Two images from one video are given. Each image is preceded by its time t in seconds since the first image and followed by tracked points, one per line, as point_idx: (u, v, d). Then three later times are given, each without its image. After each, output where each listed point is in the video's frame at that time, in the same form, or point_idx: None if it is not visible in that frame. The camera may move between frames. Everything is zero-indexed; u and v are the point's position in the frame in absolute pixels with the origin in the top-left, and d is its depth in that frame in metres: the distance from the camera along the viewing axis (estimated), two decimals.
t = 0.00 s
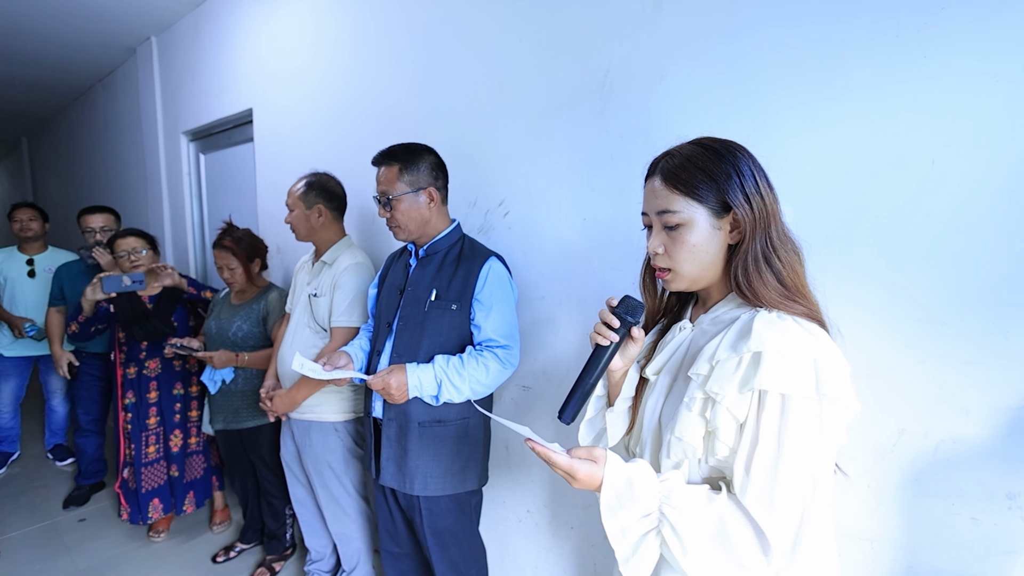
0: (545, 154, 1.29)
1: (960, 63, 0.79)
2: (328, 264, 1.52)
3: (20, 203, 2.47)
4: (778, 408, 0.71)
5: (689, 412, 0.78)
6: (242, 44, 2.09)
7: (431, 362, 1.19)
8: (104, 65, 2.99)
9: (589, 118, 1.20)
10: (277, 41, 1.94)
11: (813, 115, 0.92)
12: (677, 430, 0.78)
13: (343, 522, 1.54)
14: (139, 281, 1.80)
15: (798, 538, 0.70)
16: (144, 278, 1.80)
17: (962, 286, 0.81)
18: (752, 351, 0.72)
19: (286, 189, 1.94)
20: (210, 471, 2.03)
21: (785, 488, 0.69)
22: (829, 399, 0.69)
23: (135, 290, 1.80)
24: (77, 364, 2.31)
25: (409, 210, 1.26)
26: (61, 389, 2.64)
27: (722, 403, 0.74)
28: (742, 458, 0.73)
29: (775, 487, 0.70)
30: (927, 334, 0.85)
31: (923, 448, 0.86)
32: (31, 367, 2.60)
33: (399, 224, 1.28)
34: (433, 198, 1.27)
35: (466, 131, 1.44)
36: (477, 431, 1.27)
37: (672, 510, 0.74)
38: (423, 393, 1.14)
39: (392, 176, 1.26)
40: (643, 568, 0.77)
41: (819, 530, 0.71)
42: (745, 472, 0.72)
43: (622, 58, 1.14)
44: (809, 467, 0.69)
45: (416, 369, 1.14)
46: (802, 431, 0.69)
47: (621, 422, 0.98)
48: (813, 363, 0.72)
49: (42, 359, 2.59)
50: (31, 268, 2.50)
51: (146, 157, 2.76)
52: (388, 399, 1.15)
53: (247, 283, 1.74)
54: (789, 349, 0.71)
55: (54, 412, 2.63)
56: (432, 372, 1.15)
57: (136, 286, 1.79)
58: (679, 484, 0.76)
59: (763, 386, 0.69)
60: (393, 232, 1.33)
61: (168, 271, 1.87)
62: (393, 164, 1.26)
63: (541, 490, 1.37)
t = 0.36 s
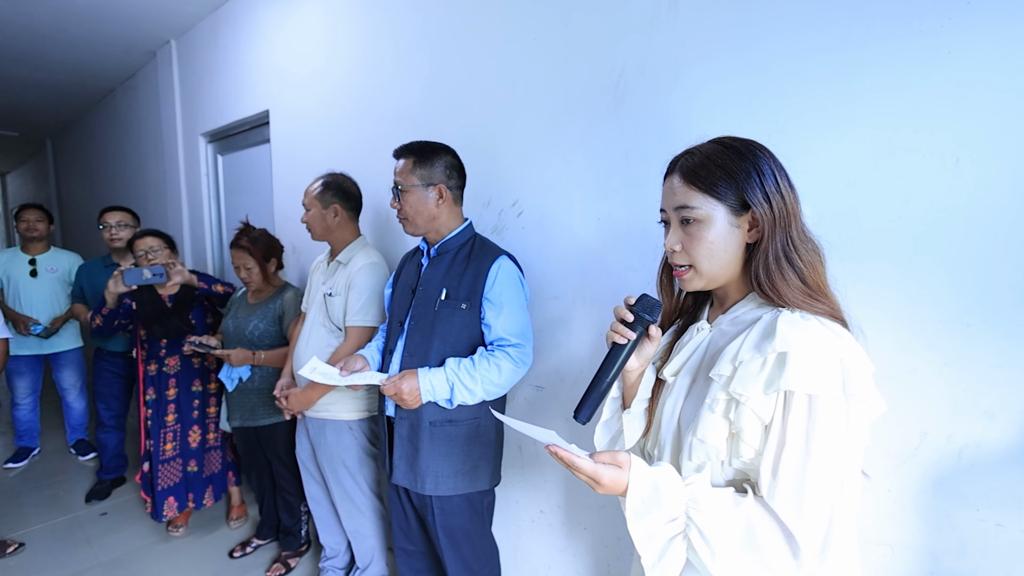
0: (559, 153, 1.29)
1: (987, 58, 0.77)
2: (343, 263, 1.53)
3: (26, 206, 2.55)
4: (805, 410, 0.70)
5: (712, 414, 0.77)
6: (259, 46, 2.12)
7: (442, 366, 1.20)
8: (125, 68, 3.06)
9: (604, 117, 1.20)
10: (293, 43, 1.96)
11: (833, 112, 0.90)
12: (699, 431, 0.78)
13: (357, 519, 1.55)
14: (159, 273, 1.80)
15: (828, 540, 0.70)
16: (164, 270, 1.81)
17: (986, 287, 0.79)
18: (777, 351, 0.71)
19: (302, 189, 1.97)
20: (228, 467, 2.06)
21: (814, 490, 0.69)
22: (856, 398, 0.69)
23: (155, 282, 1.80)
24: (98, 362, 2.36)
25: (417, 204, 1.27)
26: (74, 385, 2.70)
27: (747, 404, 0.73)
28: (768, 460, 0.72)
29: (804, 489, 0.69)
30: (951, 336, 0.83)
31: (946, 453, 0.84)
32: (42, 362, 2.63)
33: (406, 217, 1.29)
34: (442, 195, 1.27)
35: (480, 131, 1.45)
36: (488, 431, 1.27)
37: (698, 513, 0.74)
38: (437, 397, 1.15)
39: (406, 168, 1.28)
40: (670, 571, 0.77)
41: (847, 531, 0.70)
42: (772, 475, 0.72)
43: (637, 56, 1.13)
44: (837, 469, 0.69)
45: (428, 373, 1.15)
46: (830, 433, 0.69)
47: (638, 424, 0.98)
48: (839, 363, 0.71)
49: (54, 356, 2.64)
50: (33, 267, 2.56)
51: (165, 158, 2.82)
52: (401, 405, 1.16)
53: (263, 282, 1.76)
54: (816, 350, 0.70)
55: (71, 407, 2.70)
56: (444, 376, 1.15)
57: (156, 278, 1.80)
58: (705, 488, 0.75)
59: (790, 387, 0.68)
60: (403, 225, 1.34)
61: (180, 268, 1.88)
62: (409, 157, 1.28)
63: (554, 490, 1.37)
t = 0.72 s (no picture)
0: (573, 152, 1.28)
1: (1014, 52, 0.75)
2: (357, 263, 1.54)
3: (30, 207, 2.59)
4: (821, 410, 0.69)
5: (727, 414, 0.76)
6: (275, 48, 2.14)
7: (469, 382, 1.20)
8: (145, 72, 3.12)
9: (619, 116, 1.19)
10: (309, 45, 1.98)
11: (853, 110, 0.89)
12: (715, 432, 0.77)
13: (370, 516, 1.56)
14: (178, 267, 1.83)
15: (842, 542, 0.68)
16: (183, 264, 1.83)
17: (1012, 287, 0.77)
18: (794, 353, 0.70)
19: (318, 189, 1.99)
20: (244, 464, 2.07)
21: (829, 491, 0.68)
22: (875, 401, 0.68)
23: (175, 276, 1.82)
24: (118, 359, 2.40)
25: (429, 199, 1.28)
26: (89, 379, 2.75)
27: (763, 405, 0.72)
28: (783, 461, 0.72)
29: (820, 490, 0.68)
30: (975, 337, 0.81)
31: (970, 456, 0.82)
32: (57, 357, 2.68)
33: (417, 210, 1.30)
34: (454, 192, 1.27)
35: (494, 131, 1.45)
36: (499, 430, 1.27)
37: (712, 511, 0.73)
38: (472, 414, 1.17)
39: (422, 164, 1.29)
40: (682, 569, 0.77)
41: (863, 533, 0.69)
42: (786, 475, 0.71)
43: (652, 55, 1.12)
44: (853, 471, 0.68)
45: (458, 395, 1.16)
46: (847, 434, 0.68)
47: (654, 424, 0.98)
48: (858, 364, 0.70)
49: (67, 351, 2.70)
50: (39, 267, 2.61)
51: (184, 159, 2.87)
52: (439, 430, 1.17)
53: (279, 281, 1.78)
54: (833, 351, 0.69)
55: (88, 401, 2.76)
56: (474, 393, 1.16)
57: (175, 272, 1.82)
58: (720, 486, 0.74)
59: (806, 389, 0.67)
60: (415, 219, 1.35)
61: (197, 263, 1.91)
62: (426, 152, 1.29)
63: (567, 490, 1.37)
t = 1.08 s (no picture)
0: (587, 152, 1.28)
1: None
2: (371, 263, 1.55)
3: (59, 208, 2.64)
4: (838, 410, 0.68)
5: (742, 414, 0.76)
6: (290, 51, 2.17)
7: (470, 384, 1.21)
8: (163, 75, 3.18)
9: (633, 116, 1.19)
10: (323, 47, 2.00)
11: (874, 106, 0.88)
12: (730, 432, 0.76)
13: (384, 515, 1.57)
14: (194, 266, 1.86)
15: (859, 544, 0.67)
16: (199, 263, 1.86)
17: None
18: (810, 353, 0.69)
19: (332, 190, 2.01)
20: (259, 464, 2.08)
21: (846, 493, 0.67)
22: (894, 401, 0.66)
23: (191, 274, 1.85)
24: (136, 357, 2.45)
25: (440, 195, 1.29)
26: (112, 377, 2.81)
27: (778, 405, 0.71)
28: (799, 461, 0.71)
29: (836, 491, 0.67)
30: (1001, 339, 0.79)
31: (995, 461, 0.81)
32: (81, 356, 2.74)
33: (432, 207, 1.32)
34: (467, 191, 1.27)
35: (507, 131, 1.45)
36: (511, 431, 1.27)
37: (726, 509, 0.72)
38: (468, 417, 1.16)
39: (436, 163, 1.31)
40: (694, 567, 0.76)
41: (881, 534, 0.68)
42: (801, 475, 0.70)
43: (667, 53, 1.12)
44: (872, 473, 0.66)
45: (455, 396, 1.16)
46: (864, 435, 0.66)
47: (670, 424, 0.97)
48: (876, 364, 0.68)
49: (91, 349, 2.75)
50: (72, 264, 2.68)
51: (201, 161, 2.91)
52: (435, 427, 1.19)
53: (294, 281, 1.80)
54: (852, 351, 0.67)
55: (106, 398, 2.81)
56: (472, 396, 1.16)
57: (191, 270, 1.85)
58: (734, 485, 0.73)
59: (823, 389, 0.66)
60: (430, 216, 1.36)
61: (214, 261, 1.93)
62: (444, 150, 1.30)
63: (581, 491, 1.36)
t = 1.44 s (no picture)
0: (602, 150, 1.27)
1: None
2: (385, 262, 1.56)
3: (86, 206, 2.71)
4: (864, 412, 0.66)
5: (764, 415, 0.74)
6: (305, 52, 2.19)
7: (481, 383, 1.20)
8: (181, 77, 3.23)
9: (650, 113, 1.17)
10: (338, 47, 2.01)
11: (898, 102, 0.85)
12: (750, 432, 0.74)
13: (397, 514, 1.57)
14: (212, 264, 1.88)
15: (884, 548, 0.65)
16: (217, 261, 1.88)
17: None
18: (836, 353, 0.68)
19: (347, 190, 2.02)
20: (272, 461, 2.11)
21: (872, 496, 0.65)
22: (923, 404, 0.64)
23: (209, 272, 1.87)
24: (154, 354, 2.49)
25: (457, 192, 1.28)
26: (132, 374, 2.86)
27: (802, 406, 0.69)
28: (822, 463, 0.69)
29: (861, 495, 0.65)
30: None
31: None
32: (104, 353, 2.80)
33: (448, 203, 1.31)
34: (485, 191, 1.27)
35: (521, 129, 1.45)
36: (524, 431, 1.26)
37: (747, 509, 0.71)
38: (479, 414, 1.16)
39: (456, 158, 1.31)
40: (713, 566, 0.75)
41: (907, 539, 0.66)
42: (825, 477, 0.68)
43: (685, 50, 1.10)
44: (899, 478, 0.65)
45: (467, 393, 1.16)
46: (892, 437, 0.65)
47: (688, 424, 0.96)
48: (904, 366, 0.66)
49: (113, 345, 2.80)
50: (97, 262, 2.74)
51: (218, 162, 2.95)
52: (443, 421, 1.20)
53: (308, 280, 1.81)
54: (879, 352, 0.65)
55: (128, 394, 2.86)
56: (483, 394, 1.16)
57: (209, 268, 1.87)
58: (754, 485, 0.72)
59: (849, 390, 0.65)
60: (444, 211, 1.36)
61: (231, 259, 1.95)
62: (466, 147, 1.29)
63: (594, 491, 1.35)
